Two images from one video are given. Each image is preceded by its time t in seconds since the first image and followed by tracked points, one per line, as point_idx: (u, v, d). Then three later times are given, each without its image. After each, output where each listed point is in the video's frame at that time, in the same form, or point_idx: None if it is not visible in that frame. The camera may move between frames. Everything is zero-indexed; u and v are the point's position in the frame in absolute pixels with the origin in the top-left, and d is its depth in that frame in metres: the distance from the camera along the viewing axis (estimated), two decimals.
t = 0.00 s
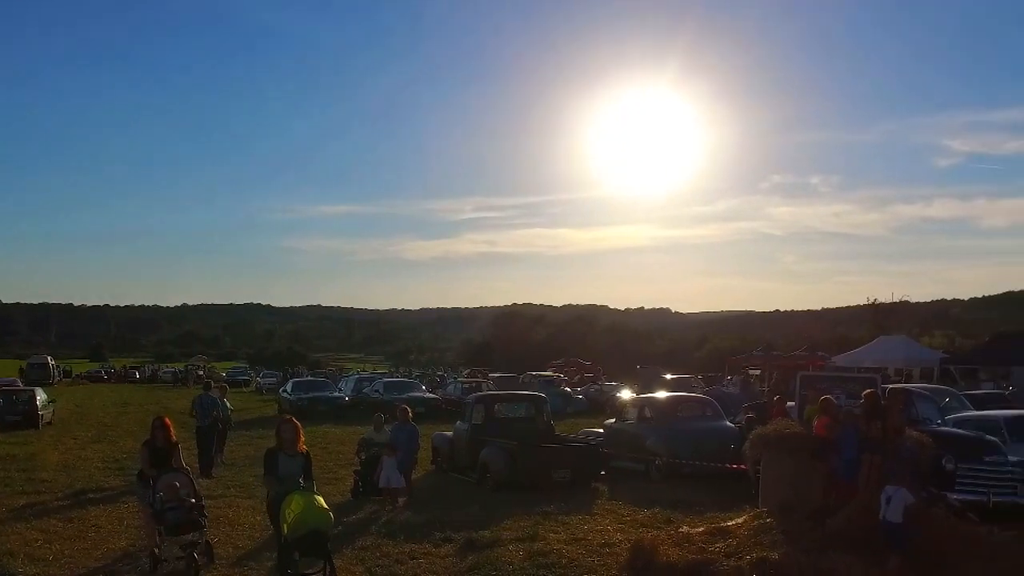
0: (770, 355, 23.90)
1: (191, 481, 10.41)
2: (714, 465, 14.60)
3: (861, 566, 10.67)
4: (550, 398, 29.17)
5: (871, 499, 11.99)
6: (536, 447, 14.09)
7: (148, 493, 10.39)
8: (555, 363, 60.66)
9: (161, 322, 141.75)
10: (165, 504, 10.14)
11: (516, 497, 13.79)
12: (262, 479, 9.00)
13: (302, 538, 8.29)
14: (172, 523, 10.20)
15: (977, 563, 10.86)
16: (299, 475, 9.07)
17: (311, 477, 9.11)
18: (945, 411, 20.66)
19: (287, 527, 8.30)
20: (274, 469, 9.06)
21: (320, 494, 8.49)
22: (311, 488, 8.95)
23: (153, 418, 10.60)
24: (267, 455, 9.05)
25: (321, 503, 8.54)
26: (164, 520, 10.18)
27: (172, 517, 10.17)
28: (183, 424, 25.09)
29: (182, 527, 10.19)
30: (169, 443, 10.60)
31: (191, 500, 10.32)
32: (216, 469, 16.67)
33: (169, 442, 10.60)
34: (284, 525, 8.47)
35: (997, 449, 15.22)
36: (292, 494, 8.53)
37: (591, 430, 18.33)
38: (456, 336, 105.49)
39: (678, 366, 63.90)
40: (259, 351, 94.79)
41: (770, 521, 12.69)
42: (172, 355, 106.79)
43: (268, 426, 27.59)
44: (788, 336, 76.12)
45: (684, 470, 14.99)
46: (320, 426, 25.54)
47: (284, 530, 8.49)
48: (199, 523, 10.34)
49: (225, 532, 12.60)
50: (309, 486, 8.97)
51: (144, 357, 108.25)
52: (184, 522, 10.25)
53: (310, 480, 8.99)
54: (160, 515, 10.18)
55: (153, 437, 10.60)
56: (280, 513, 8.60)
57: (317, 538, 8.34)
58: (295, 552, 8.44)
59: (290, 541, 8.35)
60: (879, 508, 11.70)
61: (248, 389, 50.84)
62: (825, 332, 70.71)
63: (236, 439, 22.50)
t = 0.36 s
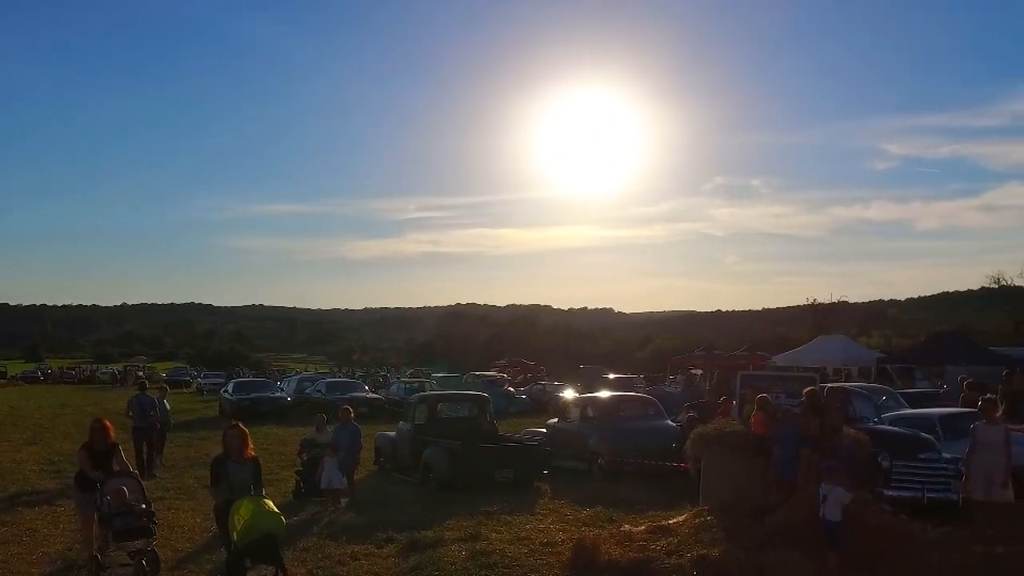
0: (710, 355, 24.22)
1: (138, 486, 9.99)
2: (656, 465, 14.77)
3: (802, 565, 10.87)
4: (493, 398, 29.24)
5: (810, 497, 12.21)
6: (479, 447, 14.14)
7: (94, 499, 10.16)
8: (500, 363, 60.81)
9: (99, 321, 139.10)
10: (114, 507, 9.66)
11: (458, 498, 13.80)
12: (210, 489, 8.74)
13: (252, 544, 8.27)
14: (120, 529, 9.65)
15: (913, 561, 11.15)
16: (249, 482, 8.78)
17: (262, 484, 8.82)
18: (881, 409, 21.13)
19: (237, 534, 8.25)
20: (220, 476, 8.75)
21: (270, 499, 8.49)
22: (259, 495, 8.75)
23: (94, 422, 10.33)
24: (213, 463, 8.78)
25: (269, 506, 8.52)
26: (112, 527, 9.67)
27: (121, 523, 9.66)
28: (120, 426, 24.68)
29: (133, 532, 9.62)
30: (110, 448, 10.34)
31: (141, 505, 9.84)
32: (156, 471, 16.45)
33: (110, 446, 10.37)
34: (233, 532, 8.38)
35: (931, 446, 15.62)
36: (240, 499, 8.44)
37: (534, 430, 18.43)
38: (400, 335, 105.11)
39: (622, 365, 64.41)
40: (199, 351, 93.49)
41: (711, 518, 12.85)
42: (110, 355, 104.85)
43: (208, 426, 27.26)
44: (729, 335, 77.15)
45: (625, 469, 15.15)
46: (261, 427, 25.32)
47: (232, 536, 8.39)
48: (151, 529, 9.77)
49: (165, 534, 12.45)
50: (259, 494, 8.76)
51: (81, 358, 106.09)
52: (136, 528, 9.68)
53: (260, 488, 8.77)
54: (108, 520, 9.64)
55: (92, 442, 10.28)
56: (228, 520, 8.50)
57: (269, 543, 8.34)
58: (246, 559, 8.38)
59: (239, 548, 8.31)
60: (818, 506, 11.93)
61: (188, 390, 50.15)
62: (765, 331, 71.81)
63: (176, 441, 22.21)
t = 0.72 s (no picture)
0: (645, 356, 24.54)
1: (75, 496, 9.69)
2: (591, 465, 14.97)
3: (734, 563, 11.10)
4: (429, 400, 29.27)
5: (742, 496, 12.48)
6: (415, 449, 14.18)
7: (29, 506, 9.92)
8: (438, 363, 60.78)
9: (28, 322, 135.77)
10: (50, 516, 9.30)
11: (395, 499, 13.82)
12: (147, 494, 8.54)
13: (191, 553, 7.97)
14: (58, 539, 9.27)
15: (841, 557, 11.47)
16: (187, 484, 8.62)
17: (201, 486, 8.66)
18: (813, 408, 21.60)
19: (177, 542, 7.99)
20: (157, 481, 8.60)
21: (211, 505, 8.25)
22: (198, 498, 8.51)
23: (31, 427, 10.12)
24: (150, 468, 8.61)
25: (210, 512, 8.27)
26: (49, 537, 9.29)
27: (58, 533, 9.28)
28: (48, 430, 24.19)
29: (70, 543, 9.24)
30: (47, 453, 10.07)
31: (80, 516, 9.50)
32: (87, 475, 16.18)
33: (47, 452, 10.11)
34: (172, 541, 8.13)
35: (860, 445, 16.01)
36: (179, 506, 8.21)
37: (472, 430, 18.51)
38: (339, 336, 104.41)
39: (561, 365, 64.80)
40: (133, 352, 91.79)
41: (646, 517, 13.03)
42: (40, 356, 102.45)
43: (141, 429, 26.84)
44: (666, 336, 78.09)
45: (560, 469, 15.35)
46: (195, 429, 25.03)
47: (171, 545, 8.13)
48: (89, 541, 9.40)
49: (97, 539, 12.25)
50: (198, 497, 8.58)
51: (8, 360, 103.44)
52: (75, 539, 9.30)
53: (199, 491, 8.57)
54: (44, 529, 9.28)
55: (30, 447, 10.03)
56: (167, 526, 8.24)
57: (209, 551, 8.07)
58: (185, 568, 8.13)
59: (179, 558, 8.04)
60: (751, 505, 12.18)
61: (119, 393, 49.24)
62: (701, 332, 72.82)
63: (107, 444, 21.85)
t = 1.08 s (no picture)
0: (591, 356, 24.76)
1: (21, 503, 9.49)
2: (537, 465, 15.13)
3: (678, 561, 11.30)
4: (376, 401, 29.24)
5: (685, 495, 12.70)
6: (361, 450, 14.20)
7: None
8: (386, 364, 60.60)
9: None
10: None
11: (340, 500, 13.84)
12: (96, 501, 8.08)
13: (147, 559, 7.54)
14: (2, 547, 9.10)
15: (783, 554, 11.72)
16: (138, 490, 8.15)
17: (154, 492, 8.19)
18: (755, 407, 21.99)
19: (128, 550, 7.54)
20: (105, 487, 8.13)
21: (165, 509, 7.80)
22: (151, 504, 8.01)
23: None
24: (97, 473, 8.14)
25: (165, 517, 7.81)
26: None
27: (3, 541, 9.10)
28: None
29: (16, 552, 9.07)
30: None
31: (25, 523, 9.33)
32: (27, 478, 15.93)
33: None
34: (126, 547, 7.67)
35: (802, 443, 16.35)
36: (133, 510, 7.75)
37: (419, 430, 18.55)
38: (286, 336, 103.58)
39: (509, 365, 65.00)
40: (74, 353, 90.13)
41: (590, 516, 13.16)
42: None
43: (82, 431, 26.45)
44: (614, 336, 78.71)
45: (506, 469, 15.54)
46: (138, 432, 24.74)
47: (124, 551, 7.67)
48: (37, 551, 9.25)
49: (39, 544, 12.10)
50: (150, 502, 8.12)
51: None
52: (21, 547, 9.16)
53: (151, 497, 8.11)
54: None
55: None
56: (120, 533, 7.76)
57: (165, 556, 7.64)
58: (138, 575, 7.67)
59: (133, 564, 7.59)
60: (696, 502, 12.38)
61: (60, 394, 48.37)
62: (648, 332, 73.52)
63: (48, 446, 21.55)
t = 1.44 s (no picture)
0: (547, 356, 24.90)
1: None
2: (492, 465, 15.24)
3: (631, 559, 11.45)
4: (331, 402, 29.16)
5: (639, 493, 12.86)
6: (315, 451, 14.21)
7: None
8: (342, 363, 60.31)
9: None
10: None
11: (294, 501, 13.83)
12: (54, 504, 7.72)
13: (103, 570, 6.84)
14: None
15: (735, 552, 11.93)
16: (100, 493, 7.80)
17: (115, 495, 7.88)
18: (709, 406, 22.28)
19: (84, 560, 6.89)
20: (66, 489, 7.77)
21: (127, 519, 7.15)
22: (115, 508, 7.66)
23: None
24: (57, 475, 7.82)
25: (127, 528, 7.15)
26: None
27: None
28: None
29: None
30: None
31: None
32: None
33: None
34: (82, 558, 6.99)
35: (754, 442, 16.62)
36: (91, 518, 7.11)
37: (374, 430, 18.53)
38: (241, 336, 102.65)
39: (466, 365, 65.00)
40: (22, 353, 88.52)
41: (544, 515, 13.22)
42: None
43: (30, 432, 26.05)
44: (570, 336, 79.06)
45: (461, 468, 15.62)
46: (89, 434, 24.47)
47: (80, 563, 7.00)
48: None
49: None
50: (112, 506, 7.80)
51: None
52: None
53: (113, 501, 7.78)
54: None
55: None
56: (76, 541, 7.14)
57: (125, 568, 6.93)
58: None
59: None
60: (650, 501, 12.54)
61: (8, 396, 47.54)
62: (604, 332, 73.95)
63: None
